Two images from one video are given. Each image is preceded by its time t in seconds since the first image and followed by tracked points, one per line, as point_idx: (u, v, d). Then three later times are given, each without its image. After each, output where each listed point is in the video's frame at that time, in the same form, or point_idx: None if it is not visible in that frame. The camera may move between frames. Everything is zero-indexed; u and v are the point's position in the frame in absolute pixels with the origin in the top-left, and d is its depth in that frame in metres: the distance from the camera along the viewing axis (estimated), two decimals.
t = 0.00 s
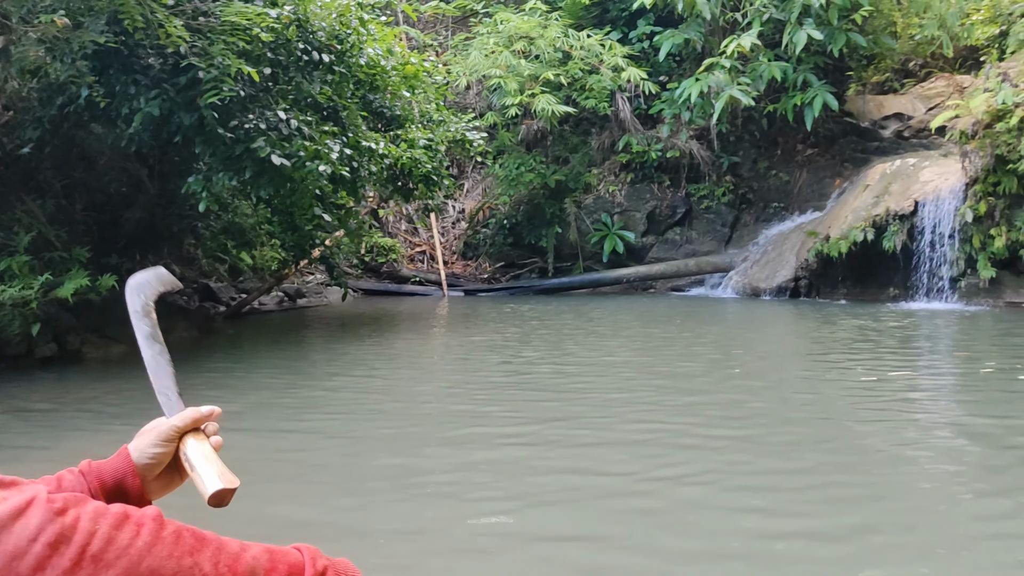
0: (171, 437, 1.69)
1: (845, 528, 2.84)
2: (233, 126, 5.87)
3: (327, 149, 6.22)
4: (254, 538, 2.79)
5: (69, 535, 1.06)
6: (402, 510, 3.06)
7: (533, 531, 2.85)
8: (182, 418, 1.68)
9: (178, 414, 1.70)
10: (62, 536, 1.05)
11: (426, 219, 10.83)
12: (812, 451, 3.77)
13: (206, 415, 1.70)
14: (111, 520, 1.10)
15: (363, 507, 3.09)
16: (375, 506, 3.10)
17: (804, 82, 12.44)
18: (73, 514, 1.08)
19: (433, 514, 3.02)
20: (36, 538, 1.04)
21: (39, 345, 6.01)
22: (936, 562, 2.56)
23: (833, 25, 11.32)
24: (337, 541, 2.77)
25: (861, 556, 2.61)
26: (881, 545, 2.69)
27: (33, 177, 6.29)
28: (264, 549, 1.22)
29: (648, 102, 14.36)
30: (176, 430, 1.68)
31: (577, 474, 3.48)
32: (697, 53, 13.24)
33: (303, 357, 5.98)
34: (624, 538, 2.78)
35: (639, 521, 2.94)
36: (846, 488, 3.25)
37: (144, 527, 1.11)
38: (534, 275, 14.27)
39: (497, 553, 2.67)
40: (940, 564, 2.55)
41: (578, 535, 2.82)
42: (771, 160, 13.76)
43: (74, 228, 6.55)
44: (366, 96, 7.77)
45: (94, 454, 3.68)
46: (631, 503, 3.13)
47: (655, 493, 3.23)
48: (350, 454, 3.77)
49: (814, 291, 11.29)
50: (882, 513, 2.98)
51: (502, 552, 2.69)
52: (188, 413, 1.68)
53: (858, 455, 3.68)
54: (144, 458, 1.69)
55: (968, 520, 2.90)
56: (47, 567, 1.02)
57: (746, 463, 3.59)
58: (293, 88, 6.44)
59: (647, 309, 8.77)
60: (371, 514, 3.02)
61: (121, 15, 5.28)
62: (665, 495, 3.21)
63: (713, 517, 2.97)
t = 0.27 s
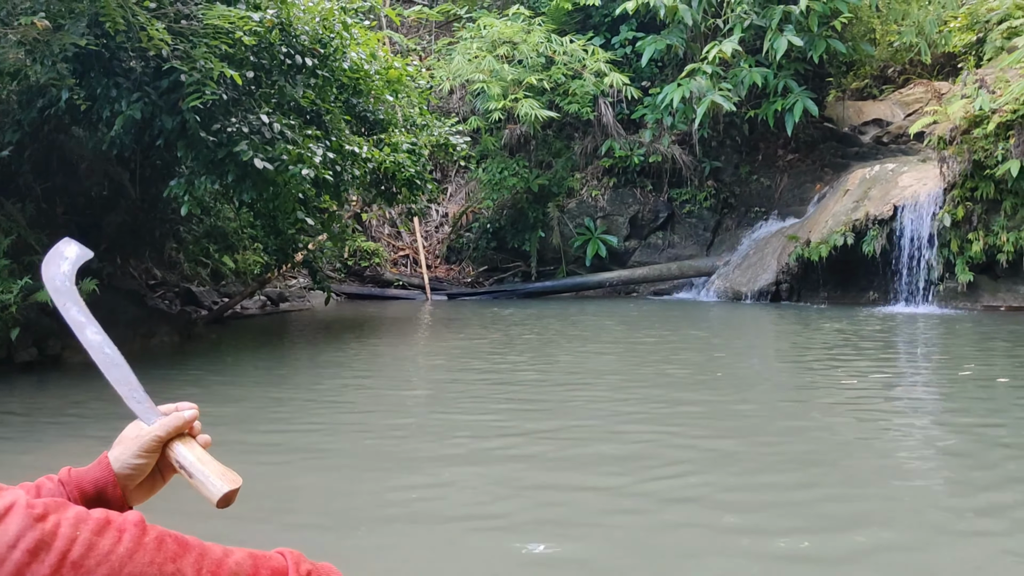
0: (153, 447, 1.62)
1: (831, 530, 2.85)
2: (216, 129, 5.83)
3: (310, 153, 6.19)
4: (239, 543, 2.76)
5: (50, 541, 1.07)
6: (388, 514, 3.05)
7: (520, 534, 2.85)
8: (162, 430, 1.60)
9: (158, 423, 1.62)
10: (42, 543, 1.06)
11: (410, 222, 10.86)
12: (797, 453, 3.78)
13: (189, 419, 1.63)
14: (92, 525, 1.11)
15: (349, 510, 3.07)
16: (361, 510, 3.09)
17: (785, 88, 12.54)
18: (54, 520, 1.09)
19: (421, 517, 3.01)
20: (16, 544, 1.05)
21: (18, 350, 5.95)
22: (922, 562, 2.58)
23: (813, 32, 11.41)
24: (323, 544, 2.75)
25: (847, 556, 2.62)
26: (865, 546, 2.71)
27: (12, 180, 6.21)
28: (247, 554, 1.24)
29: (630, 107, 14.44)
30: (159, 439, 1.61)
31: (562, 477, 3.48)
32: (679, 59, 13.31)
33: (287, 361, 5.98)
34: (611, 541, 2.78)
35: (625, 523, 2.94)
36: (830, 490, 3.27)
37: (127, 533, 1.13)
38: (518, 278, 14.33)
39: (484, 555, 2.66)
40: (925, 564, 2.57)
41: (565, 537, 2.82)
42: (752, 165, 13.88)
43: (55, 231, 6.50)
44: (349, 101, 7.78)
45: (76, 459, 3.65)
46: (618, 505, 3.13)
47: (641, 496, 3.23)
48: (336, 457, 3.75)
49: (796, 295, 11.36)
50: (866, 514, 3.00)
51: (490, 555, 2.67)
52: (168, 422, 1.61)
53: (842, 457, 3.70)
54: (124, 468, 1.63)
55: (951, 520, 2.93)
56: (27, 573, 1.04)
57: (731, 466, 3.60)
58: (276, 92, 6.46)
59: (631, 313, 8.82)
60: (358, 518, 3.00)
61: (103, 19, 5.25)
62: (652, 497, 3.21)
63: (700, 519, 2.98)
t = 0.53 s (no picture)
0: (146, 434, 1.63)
1: (812, 529, 2.89)
2: (204, 132, 5.82)
3: (299, 156, 6.18)
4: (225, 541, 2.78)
5: (47, 542, 1.12)
6: (375, 513, 3.07)
7: (506, 533, 2.88)
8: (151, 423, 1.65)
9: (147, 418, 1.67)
10: (37, 544, 1.11)
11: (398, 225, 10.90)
12: (781, 454, 3.82)
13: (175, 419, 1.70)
14: (88, 526, 1.16)
15: (337, 509, 3.09)
16: (348, 509, 3.11)
17: (772, 92, 12.61)
18: (50, 522, 1.14)
19: (407, 516, 3.03)
20: (12, 546, 1.10)
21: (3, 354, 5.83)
22: (900, 560, 2.62)
23: (800, 37, 11.47)
24: (309, 543, 2.77)
25: (827, 555, 2.66)
26: (845, 545, 2.75)
27: None
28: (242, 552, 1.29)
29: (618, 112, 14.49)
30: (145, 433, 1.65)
31: (548, 476, 3.51)
32: (666, 63, 13.35)
33: (275, 363, 6.00)
34: (595, 539, 2.81)
35: (610, 522, 2.98)
36: (812, 489, 3.31)
37: (123, 534, 1.17)
38: (506, 282, 14.36)
39: (470, 553, 2.69)
40: (903, 562, 2.61)
41: (550, 536, 2.85)
42: (740, 169, 13.94)
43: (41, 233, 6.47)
44: (338, 104, 7.80)
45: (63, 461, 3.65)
46: (603, 504, 3.16)
47: (626, 495, 3.26)
48: (323, 457, 3.77)
49: (784, 298, 11.42)
50: (847, 513, 3.04)
51: (475, 553, 2.70)
52: (158, 416, 1.67)
53: (825, 458, 3.74)
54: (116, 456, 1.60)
55: (930, 519, 2.97)
56: (24, 572, 1.09)
57: (716, 466, 3.64)
58: (264, 95, 6.39)
59: (619, 316, 8.88)
60: (345, 517, 3.02)
61: (92, 20, 5.22)
62: (636, 496, 3.25)
63: (683, 518, 3.02)
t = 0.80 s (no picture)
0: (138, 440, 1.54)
1: (803, 531, 2.89)
2: (195, 137, 5.81)
3: (291, 160, 6.17)
4: (215, 544, 2.77)
5: (40, 542, 1.12)
6: (365, 517, 3.06)
7: (497, 535, 2.87)
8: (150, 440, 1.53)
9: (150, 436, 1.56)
10: (30, 544, 1.12)
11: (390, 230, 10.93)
12: (772, 457, 3.82)
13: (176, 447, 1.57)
14: (80, 527, 1.16)
15: (327, 514, 3.08)
16: (339, 512, 3.10)
17: (763, 98, 12.64)
18: (43, 522, 1.14)
19: (398, 519, 3.03)
20: (5, 546, 1.10)
21: None
22: (891, 561, 2.63)
23: (790, 43, 11.52)
24: (299, 546, 2.76)
25: (817, 557, 2.67)
26: (836, 546, 2.75)
27: None
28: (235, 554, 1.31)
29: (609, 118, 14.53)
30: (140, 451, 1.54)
31: (540, 480, 3.51)
32: (658, 69, 13.40)
33: (267, 368, 5.98)
34: (587, 542, 2.81)
35: (602, 525, 2.97)
36: (802, 492, 3.32)
37: (116, 535, 1.18)
38: (498, 287, 14.39)
39: (460, 557, 2.68)
40: (894, 563, 2.61)
41: (542, 539, 2.84)
42: (731, 174, 13.99)
43: (32, 238, 6.44)
44: (330, 109, 7.82)
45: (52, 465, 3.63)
46: (594, 507, 3.16)
47: (618, 498, 3.26)
48: (313, 461, 3.76)
49: (775, 303, 11.45)
50: (838, 515, 3.04)
51: (466, 556, 2.70)
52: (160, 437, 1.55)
53: (816, 461, 3.74)
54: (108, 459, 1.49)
55: (921, 521, 2.98)
56: (17, 573, 1.09)
57: (707, 469, 3.64)
58: (256, 100, 6.40)
59: (611, 321, 8.89)
60: (335, 519, 3.01)
61: (83, 25, 5.22)
62: (627, 499, 3.25)
63: (675, 520, 3.02)
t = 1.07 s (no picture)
0: (133, 467, 1.59)
1: (799, 539, 2.88)
2: (188, 142, 5.81)
3: (284, 166, 6.18)
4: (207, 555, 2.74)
5: (31, 552, 1.10)
6: (359, 526, 3.04)
7: (491, 545, 2.85)
8: (145, 453, 1.59)
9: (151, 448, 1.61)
10: (22, 554, 1.10)
11: (383, 235, 10.96)
12: (767, 463, 3.81)
13: (174, 456, 1.59)
14: (74, 536, 1.13)
15: (321, 523, 3.06)
16: (331, 522, 3.08)
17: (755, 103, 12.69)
18: (36, 530, 1.13)
19: (391, 528, 3.01)
20: None
21: None
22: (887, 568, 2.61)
23: (782, 47, 11.55)
24: (292, 557, 2.74)
25: (814, 564, 2.65)
26: (832, 554, 2.74)
27: None
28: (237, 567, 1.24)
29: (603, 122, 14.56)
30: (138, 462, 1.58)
31: (534, 488, 3.49)
32: (650, 73, 13.44)
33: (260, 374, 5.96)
34: (582, 551, 2.79)
35: (596, 533, 2.95)
36: (798, 499, 3.31)
37: (110, 545, 1.14)
38: (491, 291, 14.41)
39: (455, 566, 2.66)
40: (890, 570, 2.60)
41: (536, 548, 2.82)
42: (724, 179, 14.05)
43: (24, 242, 6.42)
44: (324, 114, 7.83)
45: (42, 474, 3.60)
46: (588, 513, 3.16)
47: (612, 505, 3.24)
48: (308, 469, 3.74)
49: (768, 307, 11.48)
50: (834, 522, 3.03)
51: (460, 566, 2.67)
52: (157, 447, 1.59)
53: (811, 467, 3.74)
54: (102, 485, 1.59)
55: (917, 527, 2.96)
56: None
57: (702, 476, 3.62)
58: (249, 105, 6.41)
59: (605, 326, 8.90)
60: (328, 530, 2.99)
61: (75, 30, 5.21)
62: (623, 507, 3.23)
63: (670, 528, 3.00)
